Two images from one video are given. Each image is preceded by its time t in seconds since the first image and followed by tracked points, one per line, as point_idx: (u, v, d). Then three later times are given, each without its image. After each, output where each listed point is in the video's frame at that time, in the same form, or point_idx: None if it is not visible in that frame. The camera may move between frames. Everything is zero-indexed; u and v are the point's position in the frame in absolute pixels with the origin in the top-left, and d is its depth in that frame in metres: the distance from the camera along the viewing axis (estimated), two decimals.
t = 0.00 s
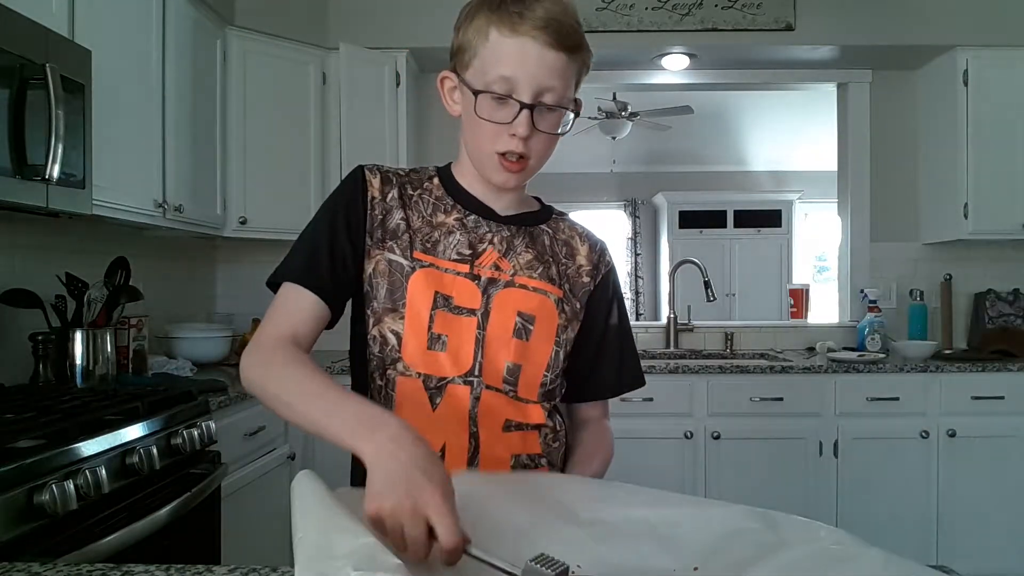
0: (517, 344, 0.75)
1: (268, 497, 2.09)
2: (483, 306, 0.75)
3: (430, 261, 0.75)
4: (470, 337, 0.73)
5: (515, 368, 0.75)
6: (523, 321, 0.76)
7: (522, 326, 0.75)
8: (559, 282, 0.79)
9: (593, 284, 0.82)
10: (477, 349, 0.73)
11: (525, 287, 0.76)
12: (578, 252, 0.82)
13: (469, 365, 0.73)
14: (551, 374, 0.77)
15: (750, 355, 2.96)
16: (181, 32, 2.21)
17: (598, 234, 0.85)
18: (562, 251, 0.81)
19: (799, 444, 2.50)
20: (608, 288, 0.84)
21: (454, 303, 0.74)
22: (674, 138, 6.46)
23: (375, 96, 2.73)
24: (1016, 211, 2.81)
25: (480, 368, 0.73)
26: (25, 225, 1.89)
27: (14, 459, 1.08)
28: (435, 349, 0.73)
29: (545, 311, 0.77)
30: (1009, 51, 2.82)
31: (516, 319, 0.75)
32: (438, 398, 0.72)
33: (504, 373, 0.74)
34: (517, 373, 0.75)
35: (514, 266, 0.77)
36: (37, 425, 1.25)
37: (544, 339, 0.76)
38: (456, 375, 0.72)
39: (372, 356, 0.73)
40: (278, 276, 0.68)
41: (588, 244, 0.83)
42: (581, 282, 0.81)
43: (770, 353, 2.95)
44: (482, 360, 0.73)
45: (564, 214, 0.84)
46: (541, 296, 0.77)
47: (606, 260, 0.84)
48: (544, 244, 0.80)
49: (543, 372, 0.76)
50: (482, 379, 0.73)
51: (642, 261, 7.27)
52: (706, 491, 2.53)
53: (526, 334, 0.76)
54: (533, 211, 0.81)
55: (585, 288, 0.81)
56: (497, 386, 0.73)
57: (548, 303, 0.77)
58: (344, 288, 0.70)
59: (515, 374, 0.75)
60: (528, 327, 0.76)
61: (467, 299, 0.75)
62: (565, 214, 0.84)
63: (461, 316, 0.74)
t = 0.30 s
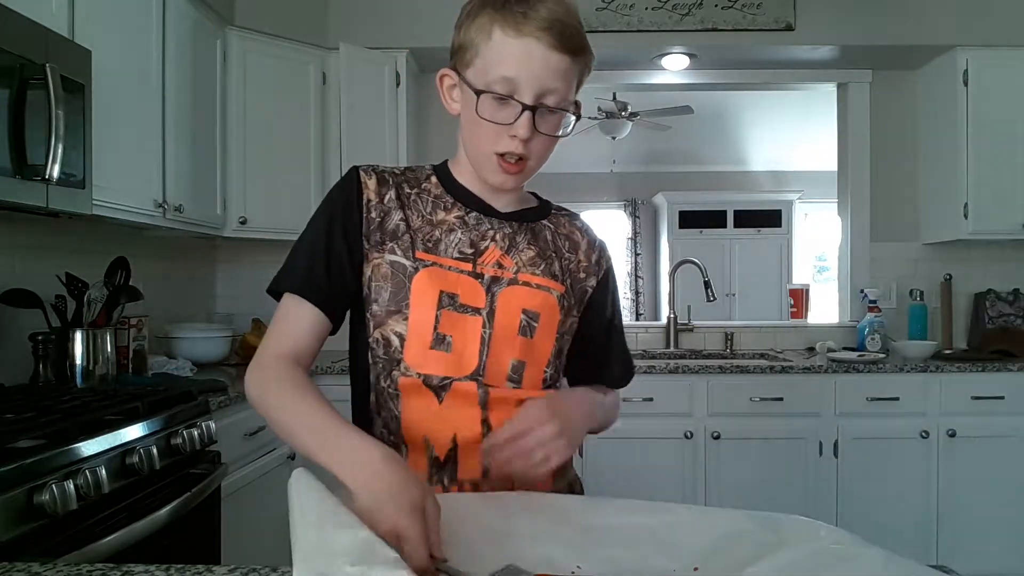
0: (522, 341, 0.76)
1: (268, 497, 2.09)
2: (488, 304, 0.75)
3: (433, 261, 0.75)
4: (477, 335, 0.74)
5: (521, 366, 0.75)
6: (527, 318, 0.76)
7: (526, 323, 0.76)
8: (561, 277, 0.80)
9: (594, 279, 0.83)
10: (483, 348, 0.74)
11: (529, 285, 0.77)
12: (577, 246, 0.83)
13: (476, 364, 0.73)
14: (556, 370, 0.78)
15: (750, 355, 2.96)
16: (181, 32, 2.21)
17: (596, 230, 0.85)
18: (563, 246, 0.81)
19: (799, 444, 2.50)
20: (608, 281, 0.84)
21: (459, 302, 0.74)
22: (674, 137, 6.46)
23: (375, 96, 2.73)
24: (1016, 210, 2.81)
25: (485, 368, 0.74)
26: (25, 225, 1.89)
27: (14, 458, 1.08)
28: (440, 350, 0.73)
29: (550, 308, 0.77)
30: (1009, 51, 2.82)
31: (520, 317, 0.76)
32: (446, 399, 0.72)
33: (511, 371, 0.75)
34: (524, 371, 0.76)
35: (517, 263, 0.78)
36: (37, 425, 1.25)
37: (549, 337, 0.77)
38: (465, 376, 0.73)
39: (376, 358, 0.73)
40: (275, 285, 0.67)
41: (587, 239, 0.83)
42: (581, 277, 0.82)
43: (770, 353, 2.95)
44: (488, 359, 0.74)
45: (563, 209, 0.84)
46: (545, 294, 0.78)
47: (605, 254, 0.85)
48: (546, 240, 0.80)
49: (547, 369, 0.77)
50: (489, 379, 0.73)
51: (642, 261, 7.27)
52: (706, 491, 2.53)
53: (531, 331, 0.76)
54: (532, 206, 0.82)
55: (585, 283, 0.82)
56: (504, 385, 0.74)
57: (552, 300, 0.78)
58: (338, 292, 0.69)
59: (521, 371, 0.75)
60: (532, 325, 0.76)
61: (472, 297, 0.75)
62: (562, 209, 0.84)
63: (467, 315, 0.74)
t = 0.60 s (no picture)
0: (523, 345, 0.76)
1: (268, 497, 2.09)
2: (490, 308, 0.75)
3: (437, 262, 0.75)
4: (479, 338, 0.74)
5: (523, 370, 0.75)
6: (529, 322, 0.76)
7: (528, 327, 0.76)
8: (563, 281, 0.79)
9: (594, 283, 0.82)
10: (485, 351, 0.74)
11: (532, 288, 0.77)
12: (577, 251, 0.82)
13: (478, 367, 0.74)
14: (557, 374, 0.78)
15: (750, 355, 2.96)
16: (181, 31, 2.20)
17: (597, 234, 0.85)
18: (564, 250, 0.81)
19: (800, 444, 2.50)
20: (609, 287, 0.84)
21: (462, 304, 0.74)
22: (674, 138, 6.46)
23: (375, 96, 2.73)
24: (1016, 210, 2.81)
25: (488, 371, 0.74)
26: (25, 225, 1.89)
27: (14, 458, 1.08)
28: (445, 351, 0.73)
29: (552, 311, 0.77)
30: (1010, 51, 2.81)
31: (522, 321, 0.76)
32: (449, 400, 0.72)
33: (512, 374, 0.75)
34: (526, 375, 0.76)
35: (520, 266, 0.77)
36: (37, 425, 1.25)
37: (552, 340, 0.77)
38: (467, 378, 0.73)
39: (379, 357, 0.73)
40: (276, 275, 0.68)
41: (587, 243, 0.83)
42: (583, 281, 0.81)
43: (770, 353, 2.95)
44: (490, 362, 0.74)
45: (564, 212, 0.84)
46: (548, 298, 0.77)
47: (606, 259, 0.85)
48: (548, 244, 0.80)
49: (548, 373, 0.77)
50: (491, 382, 0.74)
51: (642, 261, 7.26)
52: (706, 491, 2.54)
53: (533, 335, 0.76)
54: (533, 209, 0.82)
55: (587, 287, 0.82)
56: (505, 388, 0.74)
57: (554, 304, 0.77)
58: (341, 291, 0.69)
59: (523, 375, 0.75)
60: (533, 329, 0.76)
61: (475, 301, 0.75)
62: (563, 214, 0.84)
63: (469, 318, 0.74)
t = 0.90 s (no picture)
0: (529, 349, 0.75)
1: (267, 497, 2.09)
2: (497, 311, 0.75)
3: (445, 263, 0.75)
4: (484, 341, 0.74)
5: (527, 374, 0.75)
6: (535, 327, 0.76)
7: (534, 332, 0.76)
8: (569, 288, 0.79)
9: (600, 291, 0.82)
10: (490, 354, 0.74)
11: (538, 293, 0.77)
12: (585, 259, 0.82)
13: (483, 369, 0.74)
14: (560, 380, 0.78)
15: (750, 355, 2.96)
16: (182, 31, 2.21)
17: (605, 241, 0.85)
18: (572, 258, 0.81)
19: (800, 444, 2.50)
20: (614, 295, 0.84)
21: (468, 307, 0.74)
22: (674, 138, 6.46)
23: (375, 96, 2.74)
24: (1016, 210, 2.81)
25: (492, 374, 0.74)
26: (25, 225, 1.89)
27: (14, 458, 1.08)
28: (450, 352, 0.73)
29: (558, 316, 0.77)
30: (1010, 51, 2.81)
31: (528, 325, 0.76)
32: (453, 400, 0.72)
33: (516, 378, 0.75)
34: (530, 379, 0.75)
35: (528, 271, 0.77)
36: (37, 425, 1.25)
37: (557, 345, 0.77)
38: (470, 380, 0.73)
39: (386, 356, 0.73)
40: (279, 270, 0.68)
41: (595, 251, 0.83)
42: (589, 288, 0.81)
43: (770, 353, 2.95)
44: (494, 365, 0.74)
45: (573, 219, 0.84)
46: (553, 303, 0.77)
47: (613, 268, 0.85)
48: (556, 250, 0.80)
49: (552, 378, 0.77)
50: (494, 385, 0.73)
51: (642, 261, 7.26)
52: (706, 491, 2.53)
53: (538, 340, 0.76)
54: (543, 215, 0.82)
55: (593, 294, 0.82)
56: (508, 392, 0.74)
57: (560, 309, 0.77)
58: (347, 291, 0.70)
59: (527, 380, 0.75)
60: (539, 333, 0.76)
61: (481, 303, 0.75)
62: (572, 222, 0.84)
63: (475, 320, 0.74)
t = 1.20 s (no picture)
0: (534, 351, 0.75)
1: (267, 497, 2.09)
2: (501, 312, 0.75)
3: (451, 264, 0.75)
4: (489, 342, 0.74)
5: (532, 376, 0.75)
6: (539, 328, 0.76)
7: (539, 333, 0.76)
8: (575, 289, 0.79)
9: (606, 291, 0.82)
10: (494, 355, 0.74)
11: (544, 294, 0.76)
12: (592, 259, 0.82)
13: (487, 370, 0.73)
14: (565, 381, 0.77)
15: (751, 355, 2.96)
16: (182, 31, 2.21)
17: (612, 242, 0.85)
18: (578, 259, 0.81)
19: (800, 444, 2.50)
20: (621, 296, 0.84)
21: (473, 307, 0.74)
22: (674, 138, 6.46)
23: (375, 96, 2.74)
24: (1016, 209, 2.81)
25: (497, 375, 0.74)
26: (25, 225, 1.89)
27: (15, 458, 1.08)
28: (454, 353, 0.73)
29: (563, 318, 0.77)
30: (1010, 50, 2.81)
31: (532, 327, 0.75)
32: (457, 401, 0.72)
33: (521, 380, 0.75)
34: (534, 381, 0.75)
35: (534, 272, 0.77)
36: (37, 425, 1.25)
37: (562, 346, 0.77)
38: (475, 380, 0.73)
39: (391, 357, 0.73)
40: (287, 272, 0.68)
41: (602, 252, 0.83)
42: (595, 289, 0.81)
43: (770, 353, 2.95)
44: (498, 366, 0.74)
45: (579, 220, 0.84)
46: (558, 304, 0.77)
47: (620, 269, 0.84)
48: (563, 251, 0.80)
49: (558, 379, 0.77)
50: (498, 386, 0.73)
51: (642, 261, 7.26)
52: (706, 491, 2.53)
53: (543, 341, 0.76)
54: (550, 216, 0.82)
55: (599, 295, 0.82)
56: (513, 393, 0.74)
57: (565, 311, 0.77)
58: (351, 293, 0.70)
59: (531, 381, 0.75)
60: (544, 335, 0.76)
61: (486, 305, 0.75)
62: (579, 223, 0.84)
63: (479, 321, 0.74)
